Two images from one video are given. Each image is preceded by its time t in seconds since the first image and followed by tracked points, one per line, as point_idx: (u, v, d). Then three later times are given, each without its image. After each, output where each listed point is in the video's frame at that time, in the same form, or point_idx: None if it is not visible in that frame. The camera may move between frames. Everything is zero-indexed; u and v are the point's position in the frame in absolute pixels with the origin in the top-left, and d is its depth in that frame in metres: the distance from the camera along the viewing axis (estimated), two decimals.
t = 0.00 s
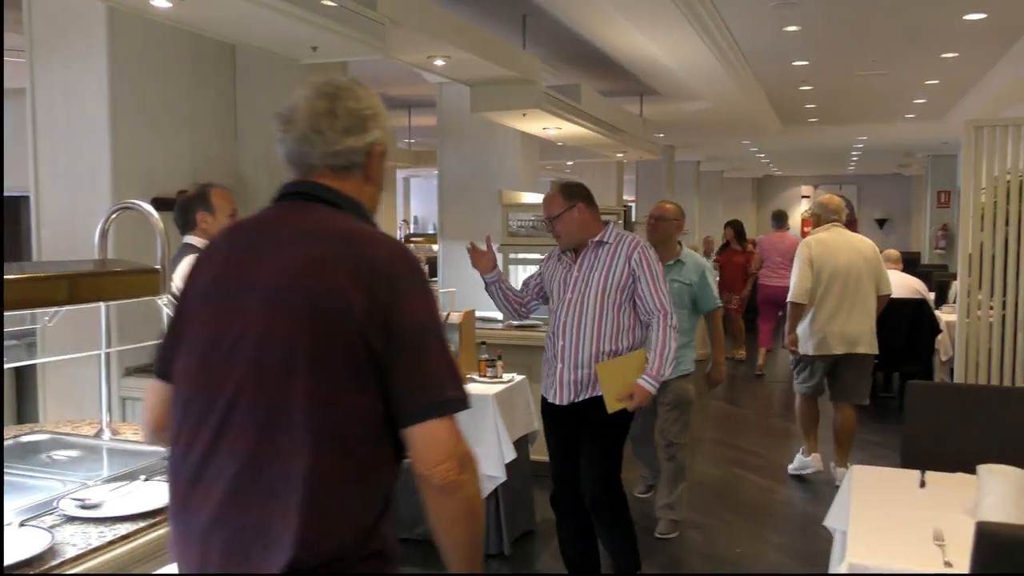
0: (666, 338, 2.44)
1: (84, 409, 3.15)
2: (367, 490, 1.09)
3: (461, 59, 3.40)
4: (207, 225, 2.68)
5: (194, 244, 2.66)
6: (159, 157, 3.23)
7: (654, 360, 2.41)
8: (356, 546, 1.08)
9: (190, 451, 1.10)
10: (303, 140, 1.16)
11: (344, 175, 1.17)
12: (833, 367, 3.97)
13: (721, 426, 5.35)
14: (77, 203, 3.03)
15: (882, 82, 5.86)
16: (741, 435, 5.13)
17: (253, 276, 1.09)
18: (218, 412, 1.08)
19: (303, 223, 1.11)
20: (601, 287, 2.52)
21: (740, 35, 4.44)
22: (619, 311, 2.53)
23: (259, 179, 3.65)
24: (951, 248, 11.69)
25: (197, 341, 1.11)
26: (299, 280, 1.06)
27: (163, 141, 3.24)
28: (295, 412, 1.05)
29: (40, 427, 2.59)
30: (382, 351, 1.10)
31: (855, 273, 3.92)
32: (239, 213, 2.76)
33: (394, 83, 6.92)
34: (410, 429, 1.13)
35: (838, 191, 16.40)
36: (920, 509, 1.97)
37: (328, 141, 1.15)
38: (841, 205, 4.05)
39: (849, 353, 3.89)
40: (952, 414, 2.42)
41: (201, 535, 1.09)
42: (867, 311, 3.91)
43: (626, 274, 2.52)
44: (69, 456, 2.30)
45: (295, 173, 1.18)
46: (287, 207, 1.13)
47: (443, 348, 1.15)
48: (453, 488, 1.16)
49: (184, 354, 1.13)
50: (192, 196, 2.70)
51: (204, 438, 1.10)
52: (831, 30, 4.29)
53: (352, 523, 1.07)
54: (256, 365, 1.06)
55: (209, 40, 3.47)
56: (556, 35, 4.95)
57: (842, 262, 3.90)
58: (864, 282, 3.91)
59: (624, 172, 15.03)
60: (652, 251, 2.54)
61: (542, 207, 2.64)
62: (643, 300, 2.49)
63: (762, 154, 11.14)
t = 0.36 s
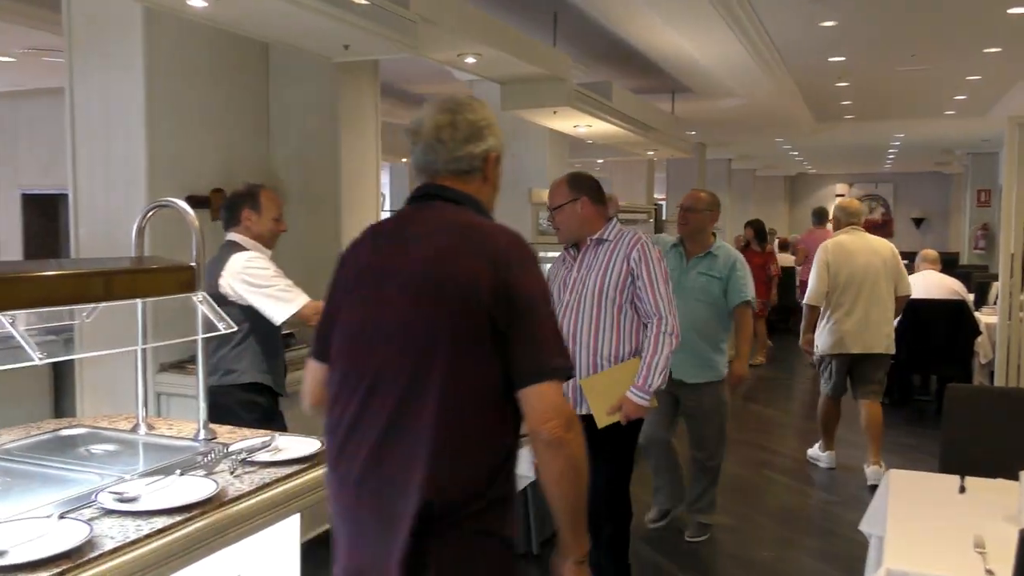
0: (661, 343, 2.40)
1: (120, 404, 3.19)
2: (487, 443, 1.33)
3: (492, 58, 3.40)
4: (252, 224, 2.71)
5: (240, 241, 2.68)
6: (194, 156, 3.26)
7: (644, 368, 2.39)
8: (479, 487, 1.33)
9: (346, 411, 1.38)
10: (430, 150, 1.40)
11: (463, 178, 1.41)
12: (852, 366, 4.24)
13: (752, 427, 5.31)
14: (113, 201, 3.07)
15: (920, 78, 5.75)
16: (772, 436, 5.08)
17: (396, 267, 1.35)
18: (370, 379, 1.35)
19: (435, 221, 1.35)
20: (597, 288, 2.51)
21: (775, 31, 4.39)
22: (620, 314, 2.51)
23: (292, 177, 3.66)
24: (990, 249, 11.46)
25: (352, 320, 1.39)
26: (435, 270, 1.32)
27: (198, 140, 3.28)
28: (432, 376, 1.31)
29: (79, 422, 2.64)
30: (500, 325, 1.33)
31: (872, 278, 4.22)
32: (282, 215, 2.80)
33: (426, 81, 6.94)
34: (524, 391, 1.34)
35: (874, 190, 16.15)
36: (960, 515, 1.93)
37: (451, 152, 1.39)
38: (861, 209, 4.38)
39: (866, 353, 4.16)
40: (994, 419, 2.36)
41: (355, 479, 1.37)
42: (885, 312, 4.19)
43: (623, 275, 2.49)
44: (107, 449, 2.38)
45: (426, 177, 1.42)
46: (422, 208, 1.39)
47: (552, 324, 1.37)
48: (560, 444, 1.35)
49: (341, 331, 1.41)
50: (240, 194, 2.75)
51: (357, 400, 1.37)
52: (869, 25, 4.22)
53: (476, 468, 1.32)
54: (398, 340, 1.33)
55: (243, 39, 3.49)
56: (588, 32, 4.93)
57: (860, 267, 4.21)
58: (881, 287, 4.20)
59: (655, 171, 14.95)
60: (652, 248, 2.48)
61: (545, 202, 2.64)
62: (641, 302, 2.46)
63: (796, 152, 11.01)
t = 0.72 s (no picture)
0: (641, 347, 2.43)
1: (158, 398, 3.24)
2: (629, 412, 1.51)
3: (529, 55, 3.39)
4: (325, 222, 2.86)
5: (312, 240, 2.85)
6: (232, 153, 3.30)
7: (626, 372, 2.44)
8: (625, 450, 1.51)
9: (509, 384, 1.60)
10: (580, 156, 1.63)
11: (611, 180, 1.62)
12: (874, 358, 4.37)
13: (784, 428, 5.27)
14: (153, 197, 3.12)
15: (962, 75, 5.65)
16: (805, 437, 5.04)
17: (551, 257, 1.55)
18: (528, 354, 1.56)
19: (584, 216, 1.56)
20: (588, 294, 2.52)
21: (813, 28, 4.33)
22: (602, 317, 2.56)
23: (328, 176, 3.67)
24: None
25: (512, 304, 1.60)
26: (586, 258, 1.51)
27: (236, 137, 3.31)
28: (583, 350, 1.50)
29: (120, 415, 2.68)
30: (642, 307, 1.50)
31: (892, 271, 4.35)
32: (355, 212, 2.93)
33: (460, 79, 6.96)
34: (660, 365, 1.52)
35: (913, 189, 15.91)
36: (1005, 520, 1.90)
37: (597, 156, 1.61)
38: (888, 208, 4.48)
39: (883, 343, 4.31)
40: None
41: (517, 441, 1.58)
42: (903, 307, 4.34)
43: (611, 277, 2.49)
44: (148, 444, 2.41)
45: (575, 177, 1.65)
46: (572, 205, 1.59)
47: (687, 306, 1.54)
48: (691, 413, 1.51)
49: (502, 312, 1.62)
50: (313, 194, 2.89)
51: (517, 374, 1.58)
52: (910, 21, 4.15)
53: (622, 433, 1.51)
54: (553, 321, 1.53)
55: (282, 37, 3.51)
56: (624, 29, 4.90)
57: (879, 260, 4.34)
58: (900, 279, 4.34)
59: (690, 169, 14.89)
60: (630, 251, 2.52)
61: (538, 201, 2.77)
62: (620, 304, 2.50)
63: (832, 150, 10.88)
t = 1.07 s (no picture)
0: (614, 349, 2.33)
1: (189, 392, 3.29)
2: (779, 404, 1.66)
3: (557, 52, 3.37)
4: (366, 218, 2.91)
5: (357, 237, 2.89)
6: (263, 149, 3.33)
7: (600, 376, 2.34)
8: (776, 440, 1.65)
9: (660, 376, 1.74)
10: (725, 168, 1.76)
11: (755, 189, 1.76)
12: (908, 355, 4.42)
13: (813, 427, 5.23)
14: (183, 193, 3.16)
15: (998, 71, 5.57)
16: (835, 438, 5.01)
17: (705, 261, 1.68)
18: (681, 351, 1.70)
19: (736, 222, 1.67)
20: (564, 294, 2.48)
21: (844, 24, 4.30)
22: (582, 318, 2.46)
23: (355, 173, 3.69)
24: None
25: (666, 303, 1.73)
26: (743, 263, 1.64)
27: (267, 133, 3.34)
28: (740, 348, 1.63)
29: (153, 410, 2.71)
30: (790, 307, 1.64)
31: (930, 269, 4.39)
32: (396, 203, 2.96)
33: (488, 76, 6.99)
34: (806, 362, 1.66)
35: (945, 187, 15.70)
36: None
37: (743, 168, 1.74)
38: (927, 206, 4.43)
39: (920, 341, 4.36)
40: None
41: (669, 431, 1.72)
42: (937, 301, 4.36)
43: (580, 274, 2.43)
44: (180, 438, 2.43)
45: (720, 186, 1.78)
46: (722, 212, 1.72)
47: (830, 308, 1.67)
48: (835, 405, 1.65)
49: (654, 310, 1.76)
50: (349, 190, 2.93)
51: (669, 368, 1.72)
52: (944, 17, 4.10)
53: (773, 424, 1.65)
54: (707, 320, 1.65)
55: (311, 35, 3.53)
56: (653, 26, 4.89)
57: (917, 258, 4.38)
58: (938, 277, 4.39)
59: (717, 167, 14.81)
60: (604, 248, 2.39)
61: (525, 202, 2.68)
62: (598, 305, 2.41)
63: (862, 148, 10.78)
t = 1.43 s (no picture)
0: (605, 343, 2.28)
1: (224, 383, 3.31)
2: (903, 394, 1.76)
3: (591, 44, 3.34)
4: (396, 211, 2.90)
5: (389, 230, 2.89)
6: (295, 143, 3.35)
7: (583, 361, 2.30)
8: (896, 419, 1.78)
9: (783, 372, 1.83)
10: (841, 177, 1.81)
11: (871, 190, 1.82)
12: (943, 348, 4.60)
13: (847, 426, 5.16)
14: (219, 186, 3.21)
15: None
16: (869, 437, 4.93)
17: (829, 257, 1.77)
18: (803, 340, 1.79)
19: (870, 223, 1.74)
20: (590, 290, 2.45)
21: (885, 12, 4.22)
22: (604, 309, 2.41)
23: (388, 167, 3.69)
24: None
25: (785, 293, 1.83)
26: (866, 260, 1.74)
27: (300, 127, 3.36)
28: (859, 337, 1.74)
29: (188, 402, 2.72)
30: (913, 302, 1.73)
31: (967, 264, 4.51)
32: (427, 194, 2.95)
33: (521, 70, 6.99)
34: (928, 351, 1.76)
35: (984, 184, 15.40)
36: None
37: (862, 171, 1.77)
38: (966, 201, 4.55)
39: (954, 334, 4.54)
40: None
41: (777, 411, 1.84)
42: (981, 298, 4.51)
43: (603, 270, 2.39)
44: (215, 429, 2.43)
45: (839, 190, 1.83)
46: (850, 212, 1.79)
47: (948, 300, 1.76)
48: (956, 389, 1.79)
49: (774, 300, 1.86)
50: (382, 183, 2.94)
51: (794, 365, 1.81)
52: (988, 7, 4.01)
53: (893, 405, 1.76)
54: (831, 313, 1.75)
55: (348, 27, 3.54)
56: (689, 17, 4.85)
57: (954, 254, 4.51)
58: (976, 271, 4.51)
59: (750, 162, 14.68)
60: (631, 244, 2.32)
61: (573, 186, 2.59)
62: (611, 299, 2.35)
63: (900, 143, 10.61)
